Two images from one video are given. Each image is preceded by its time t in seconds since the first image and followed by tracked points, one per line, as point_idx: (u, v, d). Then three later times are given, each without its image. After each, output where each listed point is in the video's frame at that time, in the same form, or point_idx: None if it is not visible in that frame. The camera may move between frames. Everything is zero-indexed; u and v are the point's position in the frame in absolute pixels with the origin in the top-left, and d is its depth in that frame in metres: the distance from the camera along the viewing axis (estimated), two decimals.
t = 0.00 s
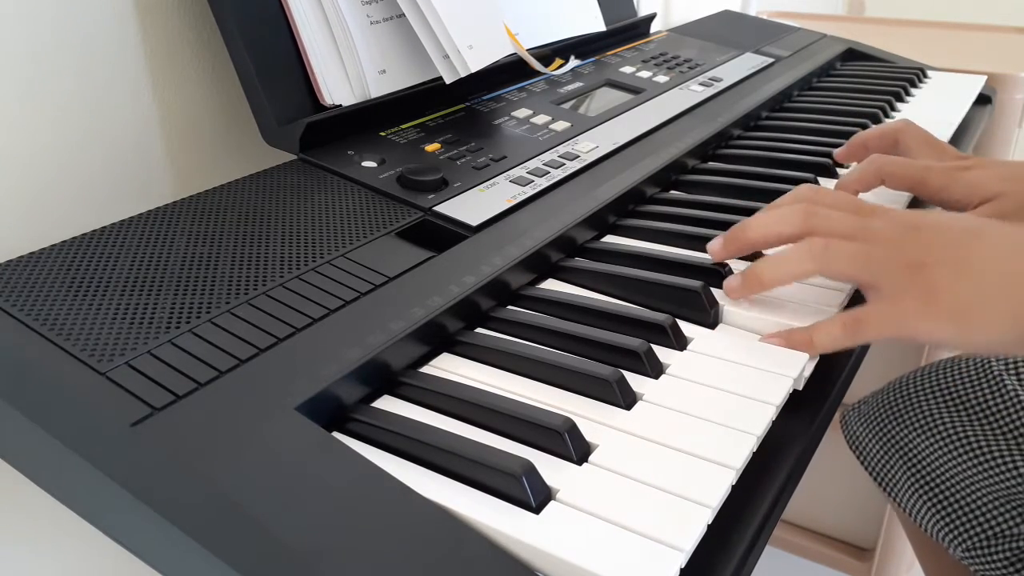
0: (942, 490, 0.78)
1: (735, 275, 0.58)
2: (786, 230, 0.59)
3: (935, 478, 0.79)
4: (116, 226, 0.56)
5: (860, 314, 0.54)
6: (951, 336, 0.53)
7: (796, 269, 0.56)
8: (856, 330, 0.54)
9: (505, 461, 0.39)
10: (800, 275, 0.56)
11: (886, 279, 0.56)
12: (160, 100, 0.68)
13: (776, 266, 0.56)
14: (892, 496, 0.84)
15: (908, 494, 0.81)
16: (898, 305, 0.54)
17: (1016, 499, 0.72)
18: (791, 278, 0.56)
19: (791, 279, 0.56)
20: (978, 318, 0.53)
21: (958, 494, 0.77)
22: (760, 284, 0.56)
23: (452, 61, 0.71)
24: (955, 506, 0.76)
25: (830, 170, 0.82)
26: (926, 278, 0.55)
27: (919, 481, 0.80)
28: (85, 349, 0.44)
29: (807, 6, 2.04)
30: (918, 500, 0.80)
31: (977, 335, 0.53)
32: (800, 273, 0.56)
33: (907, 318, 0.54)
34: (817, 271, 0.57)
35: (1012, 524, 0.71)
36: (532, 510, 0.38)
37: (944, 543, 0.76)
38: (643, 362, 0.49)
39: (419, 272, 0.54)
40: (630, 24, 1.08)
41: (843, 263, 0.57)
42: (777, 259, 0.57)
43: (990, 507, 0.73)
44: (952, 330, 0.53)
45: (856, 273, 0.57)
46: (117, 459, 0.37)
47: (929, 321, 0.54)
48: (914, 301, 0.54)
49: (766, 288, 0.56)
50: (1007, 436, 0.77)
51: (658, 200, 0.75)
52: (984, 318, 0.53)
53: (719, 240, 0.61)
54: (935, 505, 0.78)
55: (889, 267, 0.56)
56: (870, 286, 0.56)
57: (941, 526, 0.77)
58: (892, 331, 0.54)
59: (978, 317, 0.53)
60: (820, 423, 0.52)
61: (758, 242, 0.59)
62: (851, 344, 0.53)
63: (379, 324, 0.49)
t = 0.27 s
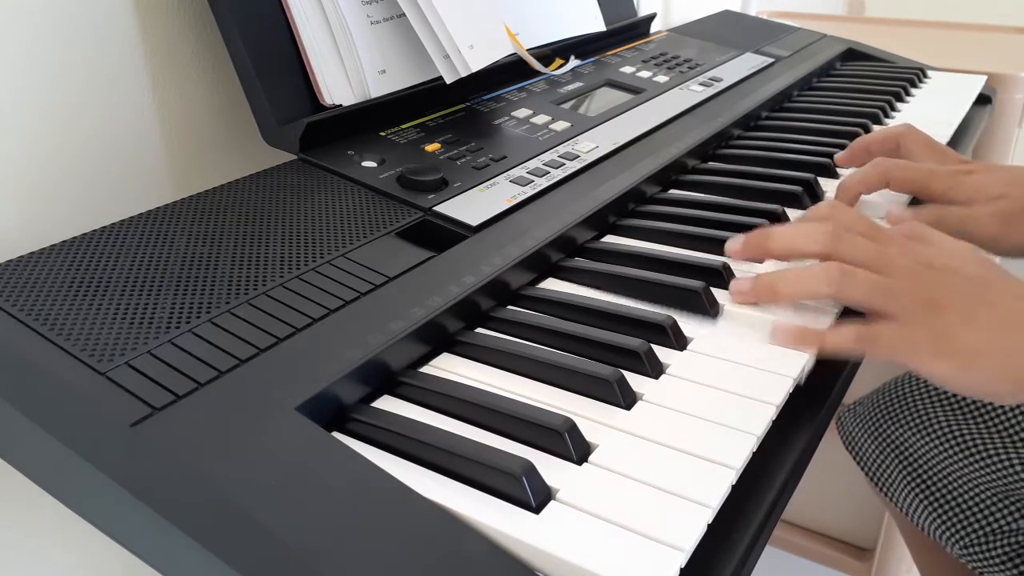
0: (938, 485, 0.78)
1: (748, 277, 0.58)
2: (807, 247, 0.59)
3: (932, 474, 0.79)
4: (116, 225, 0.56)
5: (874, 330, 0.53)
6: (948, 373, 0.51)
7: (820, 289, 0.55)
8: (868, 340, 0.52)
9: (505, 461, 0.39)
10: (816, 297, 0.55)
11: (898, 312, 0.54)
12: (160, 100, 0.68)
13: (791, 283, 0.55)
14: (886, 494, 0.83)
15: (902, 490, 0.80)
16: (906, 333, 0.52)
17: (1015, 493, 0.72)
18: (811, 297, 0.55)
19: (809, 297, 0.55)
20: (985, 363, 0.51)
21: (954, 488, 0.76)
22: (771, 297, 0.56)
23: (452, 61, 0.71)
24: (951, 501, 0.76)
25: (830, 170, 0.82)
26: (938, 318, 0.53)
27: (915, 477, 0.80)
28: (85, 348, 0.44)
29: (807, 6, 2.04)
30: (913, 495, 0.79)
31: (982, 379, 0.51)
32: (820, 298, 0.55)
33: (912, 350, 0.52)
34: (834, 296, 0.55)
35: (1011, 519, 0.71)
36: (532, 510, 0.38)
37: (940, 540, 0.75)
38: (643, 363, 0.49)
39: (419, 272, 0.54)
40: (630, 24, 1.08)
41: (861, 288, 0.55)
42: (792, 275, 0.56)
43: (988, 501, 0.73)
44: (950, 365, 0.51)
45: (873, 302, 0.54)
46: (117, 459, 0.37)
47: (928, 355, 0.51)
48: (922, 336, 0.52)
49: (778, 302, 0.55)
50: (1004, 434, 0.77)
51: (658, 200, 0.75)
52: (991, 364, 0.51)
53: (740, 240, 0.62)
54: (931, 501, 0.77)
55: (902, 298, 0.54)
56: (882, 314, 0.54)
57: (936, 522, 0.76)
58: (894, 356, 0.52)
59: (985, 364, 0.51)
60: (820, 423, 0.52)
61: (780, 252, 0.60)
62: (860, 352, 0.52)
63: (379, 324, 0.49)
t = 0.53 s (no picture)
0: (935, 486, 0.79)
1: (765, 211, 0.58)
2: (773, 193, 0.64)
3: (929, 474, 0.79)
4: (116, 225, 0.56)
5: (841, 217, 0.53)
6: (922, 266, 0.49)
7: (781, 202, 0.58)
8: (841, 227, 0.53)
9: (505, 461, 0.39)
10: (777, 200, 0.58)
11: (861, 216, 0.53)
12: (160, 101, 0.68)
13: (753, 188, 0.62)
14: (884, 494, 0.84)
15: (900, 492, 0.81)
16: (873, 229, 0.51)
17: (1013, 491, 0.73)
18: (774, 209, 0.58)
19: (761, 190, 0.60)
20: (951, 253, 0.47)
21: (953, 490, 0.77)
22: (786, 225, 0.56)
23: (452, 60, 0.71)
24: (949, 503, 0.77)
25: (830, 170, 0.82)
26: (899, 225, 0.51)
27: (912, 479, 0.80)
28: (85, 348, 0.44)
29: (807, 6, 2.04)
30: (911, 498, 0.80)
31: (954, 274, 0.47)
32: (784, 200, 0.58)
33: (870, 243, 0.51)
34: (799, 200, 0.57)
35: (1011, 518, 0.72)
36: (532, 510, 0.38)
37: (939, 540, 0.77)
38: (642, 363, 0.49)
39: (418, 272, 0.54)
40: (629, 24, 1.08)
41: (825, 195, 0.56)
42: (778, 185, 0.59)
43: (987, 502, 0.74)
44: (920, 258, 0.49)
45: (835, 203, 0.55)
46: (117, 459, 0.37)
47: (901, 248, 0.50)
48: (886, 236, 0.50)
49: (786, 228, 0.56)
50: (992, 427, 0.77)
51: (658, 200, 0.75)
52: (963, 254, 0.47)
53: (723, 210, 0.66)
54: (929, 503, 0.78)
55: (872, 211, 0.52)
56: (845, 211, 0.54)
57: (936, 524, 0.77)
58: (859, 248, 0.52)
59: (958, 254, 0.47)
60: (820, 423, 0.52)
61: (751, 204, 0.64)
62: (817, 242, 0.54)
63: (379, 324, 0.49)
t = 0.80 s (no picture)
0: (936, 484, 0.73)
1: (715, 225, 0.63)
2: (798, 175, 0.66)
3: (930, 473, 0.74)
4: (116, 225, 0.56)
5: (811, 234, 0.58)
6: (906, 263, 0.56)
7: (758, 215, 0.60)
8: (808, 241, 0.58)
9: (505, 461, 0.39)
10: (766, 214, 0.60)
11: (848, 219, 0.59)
12: (160, 101, 0.68)
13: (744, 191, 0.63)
14: (885, 490, 0.79)
15: (902, 491, 0.76)
16: (847, 236, 0.58)
17: (1016, 492, 0.68)
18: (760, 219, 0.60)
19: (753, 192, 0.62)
20: (934, 246, 0.57)
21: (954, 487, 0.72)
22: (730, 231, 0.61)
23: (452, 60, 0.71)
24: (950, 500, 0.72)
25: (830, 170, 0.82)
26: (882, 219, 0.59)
27: (917, 480, 0.74)
28: (85, 348, 0.44)
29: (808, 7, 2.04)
30: (910, 494, 0.75)
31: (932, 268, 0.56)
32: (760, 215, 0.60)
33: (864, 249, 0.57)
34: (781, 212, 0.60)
35: (1011, 517, 0.68)
36: (532, 510, 0.38)
37: (940, 540, 0.73)
38: (643, 362, 0.49)
39: (418, 272, 0.54)
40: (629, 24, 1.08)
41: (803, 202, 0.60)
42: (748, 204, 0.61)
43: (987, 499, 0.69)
44: (906, 257, 0.56)
45: (822, 213, 0.59)
46: (117, 459, 0.37)
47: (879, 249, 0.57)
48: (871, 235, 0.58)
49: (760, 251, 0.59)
50: None
51: (658, 200, 0.75)
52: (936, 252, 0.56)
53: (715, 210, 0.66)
54: (931, 502, 0.73)
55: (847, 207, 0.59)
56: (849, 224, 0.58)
57: (937, 522, 0.73)
58: (839, 254, 0.57)
59: (932, 252, 0.56)
60: (820, 424, 0.52)
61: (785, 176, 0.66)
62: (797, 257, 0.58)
63: (379, 324, 0.49)
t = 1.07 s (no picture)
0: (942, 487, 0.78)
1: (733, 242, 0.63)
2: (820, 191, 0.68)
3: (935, 476, 0.79)
4: (116, 225, 0.56)
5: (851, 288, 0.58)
6: (935, 344, 0.58)
7: (792, 259, 0.61)
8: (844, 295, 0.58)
9: (505, 461, 0.39)
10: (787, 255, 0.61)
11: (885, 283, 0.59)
12: (160, 100, 0.68)
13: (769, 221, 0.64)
14: (891, 494, 0.84)
15: (907, 492, 0.81)
16: (884, 297, 0.58)
17: (1016, 498, 0.72)
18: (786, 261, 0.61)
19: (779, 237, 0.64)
20: (966, 332, 0.57)
21: (958, 491, 0.77)
22: (752, 257, 0.61)
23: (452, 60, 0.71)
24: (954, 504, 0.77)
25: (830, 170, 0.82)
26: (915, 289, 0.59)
27: (919, 479, 0.80)
28: (85, 348, 0.44)
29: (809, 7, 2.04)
30: (918, 498, 0.80)
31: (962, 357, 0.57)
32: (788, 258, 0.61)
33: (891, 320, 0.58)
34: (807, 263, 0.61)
35: (1011, 525, 0.71)
36: (532, 510, 0.38)
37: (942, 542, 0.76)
38: (643, 362, 0.49)
39: (418, 272, 0.54)
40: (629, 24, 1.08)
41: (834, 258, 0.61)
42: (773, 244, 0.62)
43: (989, 506, 0.73)
44: (935, 337, 0.57)
45: (860, 270, 0.60)
46: (116, 459, 0.37)
47: (908, 324, 0.58)
48: (906, 306, 0.58)
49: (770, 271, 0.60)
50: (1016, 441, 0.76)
51: (658, 200, 0.75)
52: (968, 342, 0.57)
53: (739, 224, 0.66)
54: (936, 506, 0.78)
55: (883, 271, 0.60)
56: (887, 289, 0.59)
57: (940, 525, 0.77)
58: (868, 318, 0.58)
59: (963, 339, 0.57)
60: (820, 424, 0.52)
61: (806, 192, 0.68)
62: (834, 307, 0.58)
63: (380, 324, 0.49)
